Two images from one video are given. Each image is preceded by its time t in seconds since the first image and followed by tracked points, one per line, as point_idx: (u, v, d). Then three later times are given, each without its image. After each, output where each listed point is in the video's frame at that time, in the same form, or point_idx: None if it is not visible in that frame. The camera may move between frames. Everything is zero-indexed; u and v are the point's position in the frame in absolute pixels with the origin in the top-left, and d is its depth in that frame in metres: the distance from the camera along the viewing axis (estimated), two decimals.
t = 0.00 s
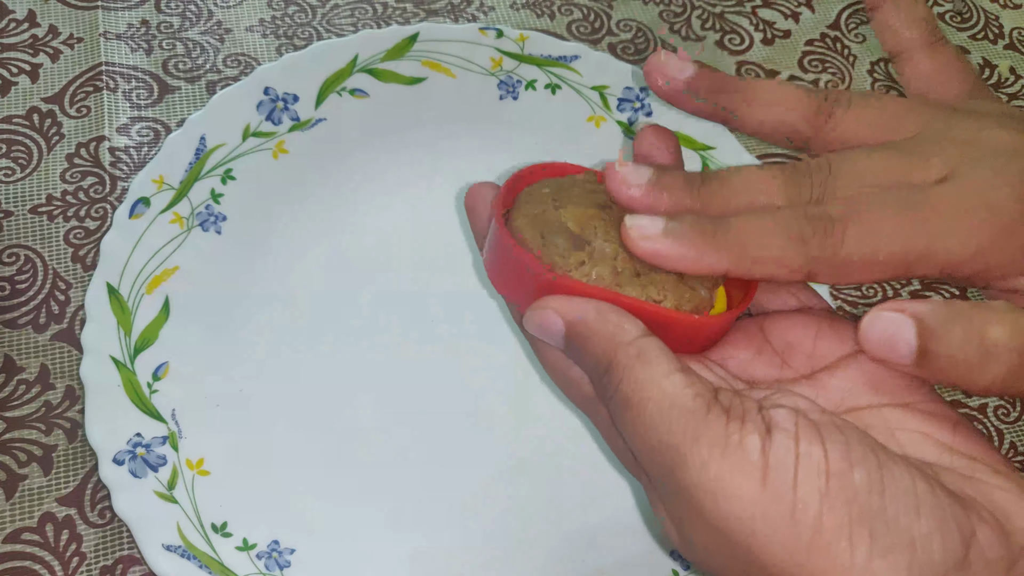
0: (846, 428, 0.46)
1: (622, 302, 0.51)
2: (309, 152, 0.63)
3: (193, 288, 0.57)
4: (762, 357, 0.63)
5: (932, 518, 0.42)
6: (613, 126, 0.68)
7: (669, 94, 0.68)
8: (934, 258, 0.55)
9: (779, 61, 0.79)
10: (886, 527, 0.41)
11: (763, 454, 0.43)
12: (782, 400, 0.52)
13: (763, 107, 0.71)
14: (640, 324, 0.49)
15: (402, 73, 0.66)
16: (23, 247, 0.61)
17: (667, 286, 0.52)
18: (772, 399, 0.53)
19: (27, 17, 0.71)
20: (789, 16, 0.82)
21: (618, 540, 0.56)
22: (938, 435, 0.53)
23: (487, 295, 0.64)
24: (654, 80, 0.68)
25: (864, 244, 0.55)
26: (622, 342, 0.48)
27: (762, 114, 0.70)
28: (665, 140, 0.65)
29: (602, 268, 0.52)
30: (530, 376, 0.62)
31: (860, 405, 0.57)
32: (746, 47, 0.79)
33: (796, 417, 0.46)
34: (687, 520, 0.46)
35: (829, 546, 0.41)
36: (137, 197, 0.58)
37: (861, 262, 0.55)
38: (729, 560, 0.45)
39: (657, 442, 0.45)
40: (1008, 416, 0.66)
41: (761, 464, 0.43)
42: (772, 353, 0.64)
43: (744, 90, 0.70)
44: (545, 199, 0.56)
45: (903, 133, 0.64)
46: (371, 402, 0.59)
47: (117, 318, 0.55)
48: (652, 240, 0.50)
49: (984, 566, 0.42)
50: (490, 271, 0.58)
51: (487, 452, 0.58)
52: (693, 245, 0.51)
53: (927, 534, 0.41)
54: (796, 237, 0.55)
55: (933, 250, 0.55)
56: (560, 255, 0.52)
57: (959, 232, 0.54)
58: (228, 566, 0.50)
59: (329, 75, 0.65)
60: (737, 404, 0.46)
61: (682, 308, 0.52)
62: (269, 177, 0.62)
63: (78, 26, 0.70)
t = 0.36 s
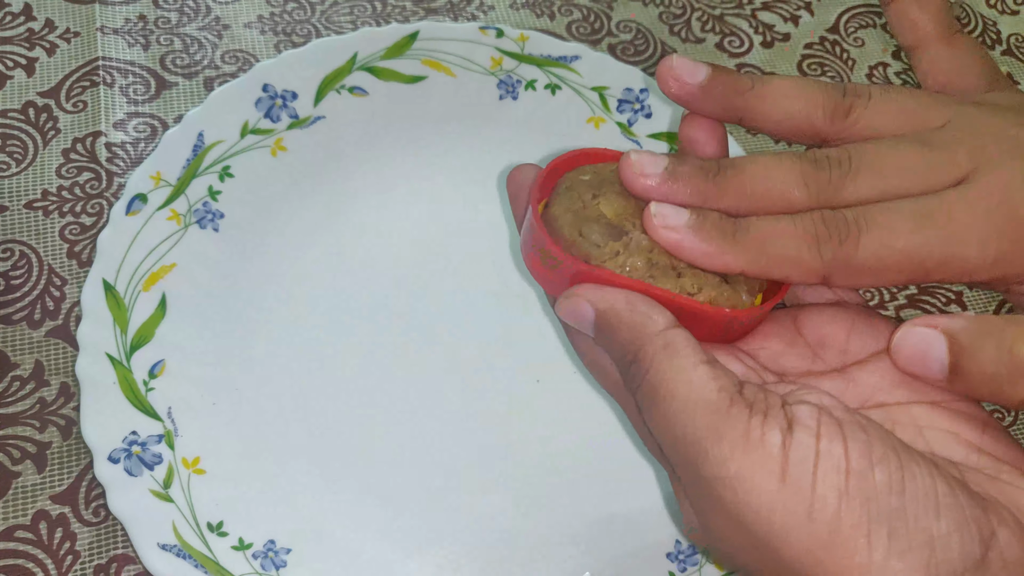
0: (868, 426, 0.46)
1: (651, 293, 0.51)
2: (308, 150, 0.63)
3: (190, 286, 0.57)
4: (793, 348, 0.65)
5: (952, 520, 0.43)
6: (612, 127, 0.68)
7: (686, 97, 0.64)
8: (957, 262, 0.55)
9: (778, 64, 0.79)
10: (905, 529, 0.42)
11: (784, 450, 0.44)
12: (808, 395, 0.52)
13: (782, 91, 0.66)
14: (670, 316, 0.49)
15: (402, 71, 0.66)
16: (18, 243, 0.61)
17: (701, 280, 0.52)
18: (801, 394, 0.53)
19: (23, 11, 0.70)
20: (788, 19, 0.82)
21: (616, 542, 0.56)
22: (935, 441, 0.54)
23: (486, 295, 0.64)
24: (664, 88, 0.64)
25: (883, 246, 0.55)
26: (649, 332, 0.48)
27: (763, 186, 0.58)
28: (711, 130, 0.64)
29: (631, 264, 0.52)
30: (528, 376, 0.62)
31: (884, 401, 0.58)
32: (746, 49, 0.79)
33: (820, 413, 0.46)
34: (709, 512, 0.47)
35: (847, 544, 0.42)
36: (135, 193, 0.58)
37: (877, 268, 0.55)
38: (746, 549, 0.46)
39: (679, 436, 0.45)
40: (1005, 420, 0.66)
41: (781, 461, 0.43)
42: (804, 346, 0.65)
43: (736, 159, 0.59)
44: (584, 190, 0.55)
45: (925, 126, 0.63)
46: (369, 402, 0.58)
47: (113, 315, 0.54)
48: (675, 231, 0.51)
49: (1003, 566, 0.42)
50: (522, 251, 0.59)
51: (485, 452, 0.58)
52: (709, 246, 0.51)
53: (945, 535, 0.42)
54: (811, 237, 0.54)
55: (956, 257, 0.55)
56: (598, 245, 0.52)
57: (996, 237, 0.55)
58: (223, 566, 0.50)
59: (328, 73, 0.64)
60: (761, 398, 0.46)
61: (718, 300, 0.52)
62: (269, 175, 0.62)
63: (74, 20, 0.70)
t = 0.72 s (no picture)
0: (867, 415, 0.47)
1: (652, 286, 0.52)
2: (302, 151, 0.63)
3: (186, 286, 0.57)
4: (789, 351, 0.64)
5: (947, 508, 0.44)
6: (607, 128, 0.68)
7: (643, 81, 0.65)
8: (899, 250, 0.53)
9: (773, 65, 0.79)
10: (901, 512, 0.43)
11: (785, 433, 0.45)
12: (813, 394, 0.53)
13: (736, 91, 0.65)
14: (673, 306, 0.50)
15: (397, 72, 0.66)
16: (13, 244, 0.61)
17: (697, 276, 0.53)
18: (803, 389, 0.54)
19: (17, 11, 0.70)
20: (782, 19, 0.82)
21: (613, 541, 0.56)
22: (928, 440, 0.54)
23: (481, 296, 0.64)
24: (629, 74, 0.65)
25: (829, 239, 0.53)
26: (653, 321, 0.49)
27: (719, 193, 0.56)
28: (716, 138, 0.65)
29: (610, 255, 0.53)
30: (523, 377, 0.62)
31: (882, 403, 0.58)
32: (740, 49, 0.80)
33: (822, 402, 0.47)
34: (705, 493, 0.47)
35: (842, 526, 0.43)
36: (130, 194, 0.58)
37: (825, 263, 0.53)
38: (735, 530, 0.47)
39: (679, 419, 0.46)
40: (999, 420, 0.67)
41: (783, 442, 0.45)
42: (798, 350, 0.64)
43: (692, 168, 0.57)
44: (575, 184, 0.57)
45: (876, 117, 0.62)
46: (364, 402, 0.58)
47: (108, 316, 0.54)
48: (620, 238, 0.50)
49: (995, 560, 0.43)
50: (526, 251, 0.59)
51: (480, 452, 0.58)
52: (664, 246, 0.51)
53: (940, 521, 0.43)
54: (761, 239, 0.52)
55: (895, 244, 0.53)
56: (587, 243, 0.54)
57: (935, 221, 0.53)
58: (219, 567, 0.50)
59: (322, 73, 0.65)
60: (762, 385, 0.48)
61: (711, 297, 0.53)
62: (264, 175, 0.62)
63: (69, 21, 0.70)
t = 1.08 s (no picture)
0: (857, 395, 0.47)
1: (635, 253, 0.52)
2: (300, 152, 0.63)
3: (184, 287, 0.57)
4: (778, 322, 0.66)
5: (938, 495, 0.44)
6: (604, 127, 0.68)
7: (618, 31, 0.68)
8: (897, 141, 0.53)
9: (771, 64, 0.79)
10: (891, 499, 0.43)
11: (777, 411, 0.45)
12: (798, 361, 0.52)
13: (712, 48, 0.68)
14: (659, 275, 0.50)
15: (394, 73, 0.66)
16: (11, 246, 0.61)
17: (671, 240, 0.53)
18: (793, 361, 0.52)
19: (14, 13, 0.70)
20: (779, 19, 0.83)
21: (613, 542, 0.56)
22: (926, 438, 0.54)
23: (480, 296, 0.64)
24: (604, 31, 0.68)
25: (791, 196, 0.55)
26: (637, 292, 0.48)
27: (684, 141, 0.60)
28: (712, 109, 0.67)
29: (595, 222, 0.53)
30: (522, 377, 0.62)
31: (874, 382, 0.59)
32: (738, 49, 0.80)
33: (815, 381, 0.47)
34: (689, 473, 0.47)
35: (833, 512, 0.44)
36: (128, 195, 0.58)
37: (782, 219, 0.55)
38: (720, 510, 0.47)
39: (667, 396, 0.46)
40: (998, 418, 0.65)
41: (775, 421, 0.44)
42: (788, 321, 0.66)
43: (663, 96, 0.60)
44: (556, 139, 0.57)
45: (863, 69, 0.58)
46: (362, 403, 0.58)
47: (107, 317, 0.54)
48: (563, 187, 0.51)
49: (985, 551, 0.45)
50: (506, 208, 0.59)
51: (479, 452, 0.58)
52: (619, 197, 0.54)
53: (932, 509, 0.44)
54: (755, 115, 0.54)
55: (893, 128, 0.52)
56: (564, 201, 0.54)
57: (924, 105, 0.52)
58: (218, 568, 0.50)
59: (319, 74, 0.65)
60: (754, 362, 0.47)
61: (694, 263, 0.53)
62: (262, 175, 0.62)
63: (66, 23, 0.69)
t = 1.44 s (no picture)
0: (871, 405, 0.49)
1: (648, 264, 0.53)
2: (313, 165, 0.64)
3: (201, 296, 0.58)
4: (792, 332, 0.66)
5: (952, 504, 0.45)
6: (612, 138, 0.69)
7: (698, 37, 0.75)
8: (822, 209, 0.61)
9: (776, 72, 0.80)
10: (905, 507, 0.45)
11: (792, 421, 0.46)
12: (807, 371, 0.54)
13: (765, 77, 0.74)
14: (671, 284, 0.52)
15: (404, 85, 0.67)
16: (32, 258, 0.62)
17: (682, 246, 0.55)
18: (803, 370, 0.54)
19: (33, 29, 0.71)
20: (785, 27, 0.83)
21: (622, 545, 0.57)
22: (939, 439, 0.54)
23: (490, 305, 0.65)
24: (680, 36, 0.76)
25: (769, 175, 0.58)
26: (650, 302, 0.50)
27: (711, 137, 0.57)
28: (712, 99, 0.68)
29: (605, 232, 0.55)
30: (530, 383, 0.63)
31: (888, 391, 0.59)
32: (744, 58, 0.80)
33: (828, 391, 0.49)
34: (709, 483, 0.49)
35: (849, 520, 0.45)
36: (147, 208, 0.59)
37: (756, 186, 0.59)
38: (735, 516, 0.48)
39: (680, 403, 0.48)
40: (1009, 425, 0.66)
41: (789, 431, 0.46)
42: (796, 330, 0.66)
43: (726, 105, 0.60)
44: (568, 150, 0.59)
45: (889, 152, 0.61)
46: (376, 410, 0.60)
47: (126, 328, 0.56)
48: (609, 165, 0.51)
49: (1002, 561, 0.45)
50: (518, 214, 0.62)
51: (491, 458, 0.59)
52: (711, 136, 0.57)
53: (949, 515, 0.45)
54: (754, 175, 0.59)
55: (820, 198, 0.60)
56: (573, 211, 0.56)
57: (904, 192, 0.59)
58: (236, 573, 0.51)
59: (331, 87, 0.66)
60: (767, 374, 0.49)
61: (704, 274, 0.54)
62: (275, 188, 0.63)
63: (84, 39, 0.71)
